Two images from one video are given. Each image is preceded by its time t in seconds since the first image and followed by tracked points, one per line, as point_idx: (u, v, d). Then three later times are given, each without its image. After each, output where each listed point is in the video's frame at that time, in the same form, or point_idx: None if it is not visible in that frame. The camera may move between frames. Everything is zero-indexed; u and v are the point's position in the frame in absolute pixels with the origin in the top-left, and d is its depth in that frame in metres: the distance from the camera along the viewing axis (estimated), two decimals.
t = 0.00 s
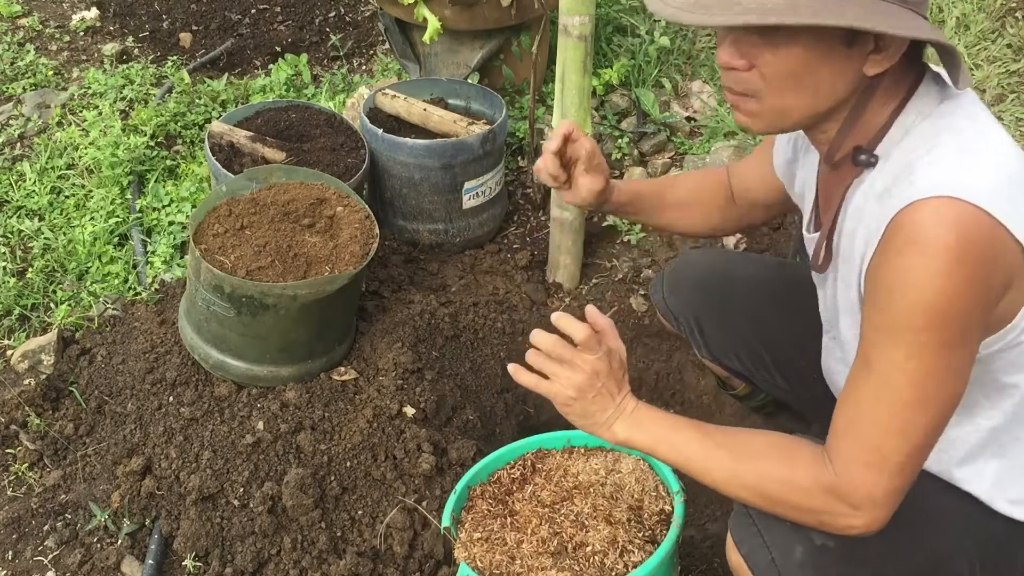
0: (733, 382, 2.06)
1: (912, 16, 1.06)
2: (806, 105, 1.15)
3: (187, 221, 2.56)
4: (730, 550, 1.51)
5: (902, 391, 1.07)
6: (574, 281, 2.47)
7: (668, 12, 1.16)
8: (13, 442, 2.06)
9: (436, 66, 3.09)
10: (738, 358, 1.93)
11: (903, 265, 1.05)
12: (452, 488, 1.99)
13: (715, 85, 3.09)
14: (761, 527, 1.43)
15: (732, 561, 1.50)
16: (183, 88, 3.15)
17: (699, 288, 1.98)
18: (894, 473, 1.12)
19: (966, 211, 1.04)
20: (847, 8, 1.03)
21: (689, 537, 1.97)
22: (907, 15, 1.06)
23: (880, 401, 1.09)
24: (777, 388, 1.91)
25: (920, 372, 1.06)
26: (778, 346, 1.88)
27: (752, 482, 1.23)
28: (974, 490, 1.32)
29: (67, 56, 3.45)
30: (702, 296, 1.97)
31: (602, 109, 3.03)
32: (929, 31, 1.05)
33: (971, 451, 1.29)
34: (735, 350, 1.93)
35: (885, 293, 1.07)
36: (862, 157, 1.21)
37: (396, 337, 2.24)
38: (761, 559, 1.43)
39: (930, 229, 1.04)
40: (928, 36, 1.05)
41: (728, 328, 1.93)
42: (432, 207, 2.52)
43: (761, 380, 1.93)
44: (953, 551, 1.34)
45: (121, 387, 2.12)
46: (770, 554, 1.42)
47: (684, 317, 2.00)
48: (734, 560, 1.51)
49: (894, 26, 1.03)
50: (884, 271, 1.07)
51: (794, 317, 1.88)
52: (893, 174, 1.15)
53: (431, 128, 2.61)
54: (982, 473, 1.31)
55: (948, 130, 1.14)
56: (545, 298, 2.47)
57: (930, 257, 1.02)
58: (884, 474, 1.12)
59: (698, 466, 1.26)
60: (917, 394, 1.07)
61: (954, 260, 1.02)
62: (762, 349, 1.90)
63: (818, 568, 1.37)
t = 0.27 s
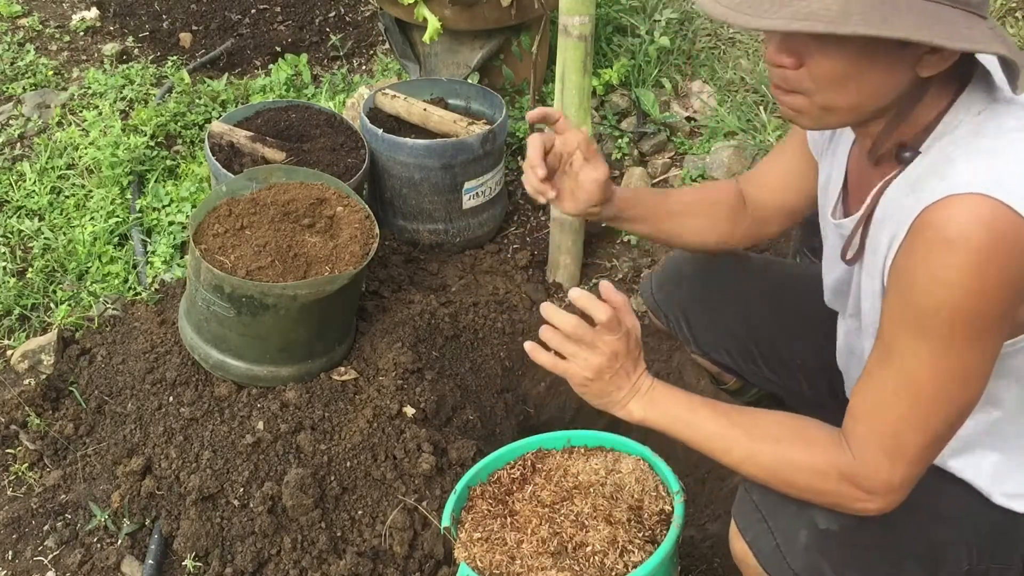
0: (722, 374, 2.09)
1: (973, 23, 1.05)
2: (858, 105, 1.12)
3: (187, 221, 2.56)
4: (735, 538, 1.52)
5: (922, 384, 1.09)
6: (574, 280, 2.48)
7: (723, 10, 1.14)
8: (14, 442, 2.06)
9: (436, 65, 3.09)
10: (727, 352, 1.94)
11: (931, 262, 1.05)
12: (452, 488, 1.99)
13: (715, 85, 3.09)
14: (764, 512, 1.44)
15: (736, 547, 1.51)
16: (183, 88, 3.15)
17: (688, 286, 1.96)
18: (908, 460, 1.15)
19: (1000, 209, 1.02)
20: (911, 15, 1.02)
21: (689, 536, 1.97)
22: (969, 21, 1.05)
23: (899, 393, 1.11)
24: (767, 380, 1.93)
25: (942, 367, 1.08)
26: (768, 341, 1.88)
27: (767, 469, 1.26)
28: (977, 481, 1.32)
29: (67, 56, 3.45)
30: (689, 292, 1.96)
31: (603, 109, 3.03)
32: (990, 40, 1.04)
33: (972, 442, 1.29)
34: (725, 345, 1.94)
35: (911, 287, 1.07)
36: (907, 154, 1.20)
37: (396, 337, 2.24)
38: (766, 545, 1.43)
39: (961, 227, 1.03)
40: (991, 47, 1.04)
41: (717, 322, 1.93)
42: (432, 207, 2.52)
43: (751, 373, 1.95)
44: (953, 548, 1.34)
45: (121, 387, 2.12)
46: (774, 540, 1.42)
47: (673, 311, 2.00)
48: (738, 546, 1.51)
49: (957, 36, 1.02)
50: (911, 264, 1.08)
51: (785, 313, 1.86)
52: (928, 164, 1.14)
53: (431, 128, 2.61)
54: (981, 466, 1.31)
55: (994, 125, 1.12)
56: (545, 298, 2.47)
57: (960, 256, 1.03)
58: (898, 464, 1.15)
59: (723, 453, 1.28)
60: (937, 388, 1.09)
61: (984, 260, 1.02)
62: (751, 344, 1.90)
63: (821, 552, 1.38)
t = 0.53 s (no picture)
0: (727, 370, 2.01)
1: (962, 34, 1.04)
2: (849, 116, 1.13)
3: (187, 221, 2.56)
4: (745, 549, 1.51)
5: (925, 393, 1.08)
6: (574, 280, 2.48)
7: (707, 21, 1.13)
8: (14, 442, 2.06)
9: (436, 65, 3.09)
10: (731, 346, 1.92)
11: (930, 267, 1.04)
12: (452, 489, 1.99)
13: (715, 85, 3.09)
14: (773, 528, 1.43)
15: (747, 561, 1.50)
16: (183, 88, 3.15)
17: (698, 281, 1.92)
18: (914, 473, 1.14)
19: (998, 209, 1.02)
20: (890, 27, 1.01)
21: (690, 536, 1.97)
22: (954, 33, 1.04)
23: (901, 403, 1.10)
24: (769, 375, 1.91)
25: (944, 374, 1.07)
26: (771, 335, 1.87)
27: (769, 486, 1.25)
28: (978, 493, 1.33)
29: (67, 56, 3.45)
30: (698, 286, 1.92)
31: (602, 109, 3.03)
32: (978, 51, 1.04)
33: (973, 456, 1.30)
34: (729, 339, 1.91)
35: (910, 294, 1.07)
36: (902, 161, 1.20)
37: (396, 337, 2.24)
38: (776, 556, 1.42)
39: (958, 229, 1.02)
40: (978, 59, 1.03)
41: (721, 317, 1.90)
42: (432, 207, 2.52)
43: (755, 368, 1.92)
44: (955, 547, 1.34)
45: (121, 387, 2.12)
46: (785, 553, 1.41)
47: (678, 305, 1.96)
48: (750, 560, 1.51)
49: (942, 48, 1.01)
50: (910, 271, 1.07)
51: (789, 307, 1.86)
52: (924, 171, 1.14)
53: (431, 128, 2.61)
54: (985, 478, 1.31)
55: (992, 129, 1.11)
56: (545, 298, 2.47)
57: (959, 259, 1.02)
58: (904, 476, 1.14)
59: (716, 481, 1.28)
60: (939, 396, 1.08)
61: (984, 263, 1.00)
62: (755, 337, 1.88)
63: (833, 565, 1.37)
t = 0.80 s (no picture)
0: (725, 372, 1.99)
1: (934, 42, 1.01)
2: (829, 119, 1.13)
3: (187, 221, 2.56)
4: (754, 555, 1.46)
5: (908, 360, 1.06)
6: (574, 280, 2.47)
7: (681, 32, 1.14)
8: (14, 442, 2.06)
9: (436, 65, 3.09)
10: (731, 348, 1.88)
11: (924, 228, 1.03)
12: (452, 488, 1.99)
13: (715, 85, 3.09)
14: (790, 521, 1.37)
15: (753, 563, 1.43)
16: (183, 88, 3.15)
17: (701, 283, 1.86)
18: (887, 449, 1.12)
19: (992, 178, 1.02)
20: (852, 43, 1.00)
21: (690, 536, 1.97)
22: (923, 41, 1.01)
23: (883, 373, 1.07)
24: (768, 376, 1.90)
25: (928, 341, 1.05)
26: (771, 337, 1.86)
27: (747, 495, 1.21)
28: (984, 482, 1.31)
29: (67, 56, 3.45)
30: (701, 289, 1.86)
31: (602, 109, 3.03)
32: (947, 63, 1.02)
33: (979, 442, 1.30)
34: (732, 343, 1.88)
35: (901, 255, 1.05)
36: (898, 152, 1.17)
37: (396, 337, 2.25)
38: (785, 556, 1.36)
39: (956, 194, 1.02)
40: (946, 73, 1.02)
41: (721, 318, 1.86)
42: (432, 207, 2.52)
43: (753, 368, 1.90)
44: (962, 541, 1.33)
45: (121, 387, 2.13)
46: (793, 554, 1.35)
47: (677, 311, 1.88)
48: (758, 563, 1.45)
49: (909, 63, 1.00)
50: (901, 237, 1.06)
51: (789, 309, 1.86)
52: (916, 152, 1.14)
53: (431, 128, 2.61)
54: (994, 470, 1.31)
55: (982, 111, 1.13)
56: (545, 298, 2.46)
57: (953, 220, 1.01)
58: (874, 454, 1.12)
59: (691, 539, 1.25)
60: (921, 365, 1.05)
61: (977, 225, 1.00)
62: (755, 339, 1.86)
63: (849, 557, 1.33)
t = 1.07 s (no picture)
0: (727, 370, 2.02)
1: (901, 53, 0.99)
2: (808, 132, 1.12)
3: (187, 221, 2.56)
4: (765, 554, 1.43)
5: (892, 344, 1.04)
6: (574, 280, 2.47)
7: (659, 64, 1.14)
8: (14, 442, 2.05)
9: (436, 65, 3.09)
10: (732, 347, 1.91)
11: (904, 211, 1.01)
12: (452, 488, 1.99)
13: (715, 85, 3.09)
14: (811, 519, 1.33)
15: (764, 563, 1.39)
16: (183, 88, 3.15)
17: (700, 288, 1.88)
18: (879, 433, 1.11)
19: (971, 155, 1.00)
20: (818, 62, 0.99)
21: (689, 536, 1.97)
22: (889, 55, 0.99)
23: (868, 358, 1.06)
24: (770, 374, 1.92)
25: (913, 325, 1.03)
26: (771, 336, 1.87)
27: (754, 488, 1.23)
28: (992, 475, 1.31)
29: (67, 56, 3.45)
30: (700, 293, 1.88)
31: (602, 109, 3.03)
32: (915, 72, 1.00)
33: (987, 437, 1.28)
34: (733, 343, 1.91)
35: (883, 239, 1.03)
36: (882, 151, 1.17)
37: (396, 337, 2.25)
38: (796, 553, 1.33)
39: (935, 174, 1.00)
40: (915, 82, 0.99)
41: (722, 320, 1.89)
42: (432, 207, 2.52)
43: (756, 367, 1.93)
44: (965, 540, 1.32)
45: (121, 387, 2.13)
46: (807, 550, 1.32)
47: (680, 315, 1.92)
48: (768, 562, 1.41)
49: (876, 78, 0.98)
50: (883, 219, 1.04)
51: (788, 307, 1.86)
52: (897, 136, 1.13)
53: (431, 128, 2.61)
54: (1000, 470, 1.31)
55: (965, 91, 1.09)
56: (545, 298, 2.46)
57: (931, 202, 0.99)
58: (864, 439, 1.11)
59: (711, 542, 1.27)
60: (907, 348, 1.04)
61: (956, 205, 0.98)
62: (757, 338, 1.88)
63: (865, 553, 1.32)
